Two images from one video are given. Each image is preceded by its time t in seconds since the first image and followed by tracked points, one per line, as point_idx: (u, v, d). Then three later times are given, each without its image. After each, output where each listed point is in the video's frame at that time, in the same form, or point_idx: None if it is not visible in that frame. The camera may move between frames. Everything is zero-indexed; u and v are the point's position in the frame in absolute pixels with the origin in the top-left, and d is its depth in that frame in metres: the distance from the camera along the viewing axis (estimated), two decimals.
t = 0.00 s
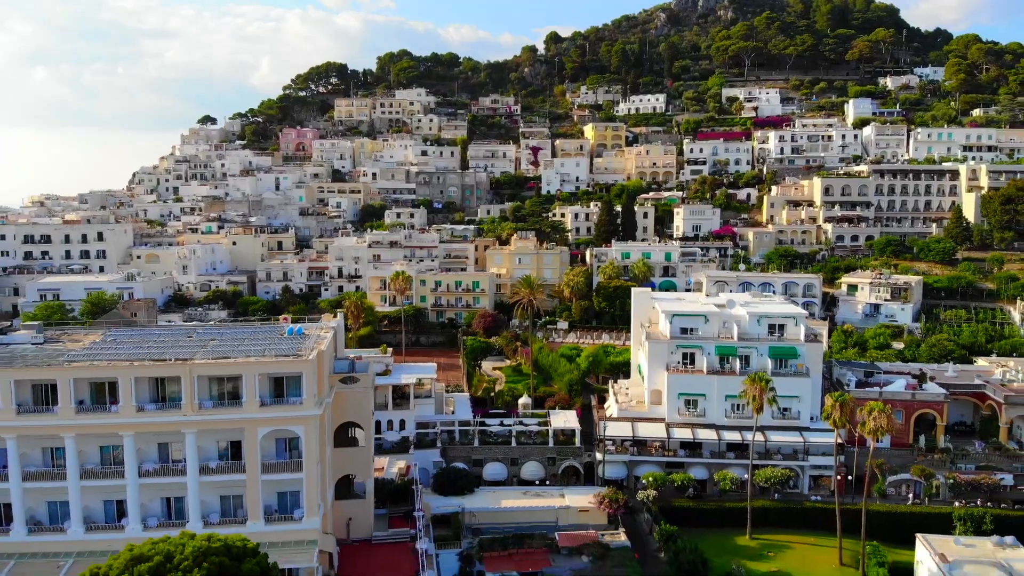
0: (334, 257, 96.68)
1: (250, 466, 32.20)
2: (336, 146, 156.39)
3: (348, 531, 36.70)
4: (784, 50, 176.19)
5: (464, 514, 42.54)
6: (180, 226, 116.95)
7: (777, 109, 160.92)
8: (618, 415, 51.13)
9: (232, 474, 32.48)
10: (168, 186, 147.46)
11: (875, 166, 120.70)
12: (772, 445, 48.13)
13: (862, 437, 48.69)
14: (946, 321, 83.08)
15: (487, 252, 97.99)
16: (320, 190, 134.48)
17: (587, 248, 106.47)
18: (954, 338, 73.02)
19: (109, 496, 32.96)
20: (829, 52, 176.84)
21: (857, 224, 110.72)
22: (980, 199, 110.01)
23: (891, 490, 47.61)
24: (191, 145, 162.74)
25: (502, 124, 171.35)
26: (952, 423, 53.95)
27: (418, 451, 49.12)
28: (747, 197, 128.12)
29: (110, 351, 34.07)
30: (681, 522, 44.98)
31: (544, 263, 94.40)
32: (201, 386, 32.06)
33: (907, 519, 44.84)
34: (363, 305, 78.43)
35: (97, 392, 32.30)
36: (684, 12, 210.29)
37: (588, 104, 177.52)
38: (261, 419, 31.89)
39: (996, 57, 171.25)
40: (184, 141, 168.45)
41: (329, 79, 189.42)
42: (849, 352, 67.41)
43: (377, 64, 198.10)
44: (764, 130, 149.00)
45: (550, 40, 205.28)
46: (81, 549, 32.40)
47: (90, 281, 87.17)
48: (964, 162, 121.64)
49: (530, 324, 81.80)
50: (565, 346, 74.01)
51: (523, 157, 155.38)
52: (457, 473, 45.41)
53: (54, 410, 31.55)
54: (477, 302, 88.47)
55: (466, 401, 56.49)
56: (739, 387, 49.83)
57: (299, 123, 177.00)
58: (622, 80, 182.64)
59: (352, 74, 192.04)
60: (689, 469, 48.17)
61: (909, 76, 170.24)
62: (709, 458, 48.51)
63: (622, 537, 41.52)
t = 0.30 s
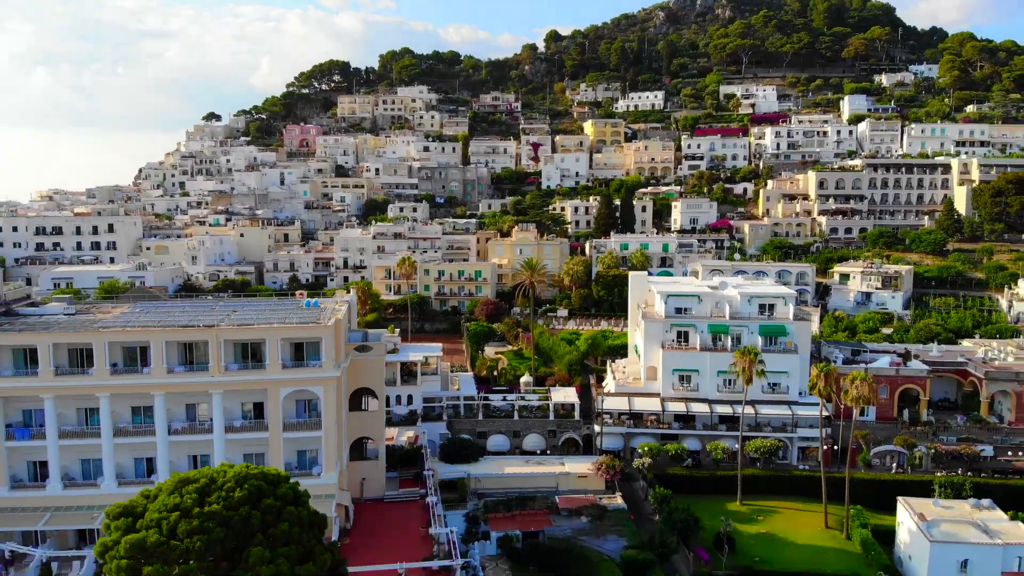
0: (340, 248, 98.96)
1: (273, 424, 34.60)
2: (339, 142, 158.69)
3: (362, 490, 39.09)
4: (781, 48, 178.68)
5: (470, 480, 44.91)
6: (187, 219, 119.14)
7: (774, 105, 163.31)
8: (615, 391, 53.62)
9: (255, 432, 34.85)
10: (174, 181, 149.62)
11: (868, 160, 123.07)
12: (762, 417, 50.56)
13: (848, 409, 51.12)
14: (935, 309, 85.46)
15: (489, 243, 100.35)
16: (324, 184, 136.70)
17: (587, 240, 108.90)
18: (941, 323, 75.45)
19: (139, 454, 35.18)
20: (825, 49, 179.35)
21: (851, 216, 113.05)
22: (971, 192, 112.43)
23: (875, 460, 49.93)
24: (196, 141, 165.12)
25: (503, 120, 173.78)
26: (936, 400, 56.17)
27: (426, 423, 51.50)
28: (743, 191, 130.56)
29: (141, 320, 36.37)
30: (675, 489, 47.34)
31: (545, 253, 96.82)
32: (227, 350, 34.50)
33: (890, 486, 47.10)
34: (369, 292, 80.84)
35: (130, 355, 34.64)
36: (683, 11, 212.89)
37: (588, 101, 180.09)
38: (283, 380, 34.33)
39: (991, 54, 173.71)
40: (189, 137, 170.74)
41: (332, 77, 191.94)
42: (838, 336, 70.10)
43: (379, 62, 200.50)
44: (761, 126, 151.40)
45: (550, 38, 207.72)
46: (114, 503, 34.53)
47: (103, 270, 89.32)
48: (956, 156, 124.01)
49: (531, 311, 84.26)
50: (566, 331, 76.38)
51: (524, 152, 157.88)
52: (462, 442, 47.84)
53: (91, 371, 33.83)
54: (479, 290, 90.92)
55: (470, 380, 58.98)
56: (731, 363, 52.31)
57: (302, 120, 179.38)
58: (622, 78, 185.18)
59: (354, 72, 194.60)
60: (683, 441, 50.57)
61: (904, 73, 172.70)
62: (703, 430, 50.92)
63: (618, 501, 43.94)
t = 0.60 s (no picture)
0: (345, 240, 101.30)
1: (293, 388, 37.11)
2: (343, 138, 160.99)
3: (375, 454, 41.57)
4: (778, 46, 181.22)
5: (475, 449, 47.35)
6: (195, 213, 121.52)
7: (771, 102, 165.76)
8: (613, 369, 56.17)
9: (275, 396, 37.32)
10: (180, 177, 151.96)
11: (862, 154, 125.55)
12: (753, 393, 53.10)
13: (834, 384, 53.64)
14: (925, 297, 87.93)
15: (491, 235, 102.84)
16: (328, 180, 139.05)
17: (587, 232, 111.29)
18: (929, 309, 77.92)
19: (167, 417, 37.45)
20: (822, 47, 181.77)
21: (845, 209, 115.55)
22: (963, 186, 114.92)
23: (861, 433, 52.08)
24: (202, 138, 167.52)
25: (504, 117, 176.32)
26: (920, 378, 58.51)
27: (432, 398, 53.89)
28: (740, 185, 133.05)
29: (167, 292, 38.77)
30: (670, 460, 49.77)
31: (545, 244, 99.36)
32: (250, 319, 36.98)
33: (874, 456, 49.34)
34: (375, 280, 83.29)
35: (159, 323, 37.00)
36: (681, 10, 215.48)
37: (587, 99, 182.66)
38: (303, 347, 36.91)
39: (985, 51, 176.25)
40: (195, 134, 173.17)
41: (334, 74, 194.49)
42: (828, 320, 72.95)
43: (382, 60, 203.04)
44: (758, 123, 153.94)
45: (550, 37, 210.26)
46: (143, 462, 36.84)
47: (115, 260, 91.62)
48: (949, 151, 126.51)
49: (532, 299, 86.79)
50: (566, 317, 78.86)
51: (524, 148, 160.44)
52: (468, 415, 50.40)
53: (122, 338, 36.20)
54: (482, 280, 93.48)
55: (474, 360, 61.53)
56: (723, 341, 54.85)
57: (306, 117, 181.91)
58: (621, 75, 187.93)
59: (357, 70, 197.21)
60: (677, 415, 53.08)
61: (899, 70, 175.20)
62: (696, 405, 53.45)
63: (615, 468, 46.47)
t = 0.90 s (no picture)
0: (350, 232, 103.64)
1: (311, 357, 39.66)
2: (346, 135, 163.30)
3: (386, 422, 44.02)
4: (775, 44, 183.71)
5: (479, 421, 49.78)
6: (201, 207, 123.81)
7: (768, 99, 168.25)
8: (610, 349, 58.66)
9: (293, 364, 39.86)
10: (186, 173, 154.22)
11: (856, 149, 128.00)
12: (744, 370, 55.68)
13: (824, 361, 55.97)
14: (915, 286, 90.31)
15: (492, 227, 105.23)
16: (332, 175, 141.39)
17: (586, 225, 113.62)
18: (918, 297, 80.42)
19: (190, 384, 39.83)
20: (818, 45, 184.22)
21: (839, 203, 117.98)
22: (954, 179, 117.37)
23: (848, 409, 54.54)
24: (206, 135, 169.79)
25: (505, 114, 178.83)
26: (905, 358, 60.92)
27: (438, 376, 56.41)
28: (737, 180, 135.57)
29: (190, 267, 41.24)
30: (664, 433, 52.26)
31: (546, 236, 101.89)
32: (270, 292, 39.50)
33: (860, 429, 51.64)
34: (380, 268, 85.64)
35: (184, 296, 39.42)
36: (680, 9, 218.00)
37: (587, 96, 185.10)
38: (320, 318, 39.51)
39: (979, 49, 178.78)
40: (200, 131, 175.49)
41: (337, 72, 196.89)
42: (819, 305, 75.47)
43: (383, 58, 205.42)
44: (754, 119, 156.37)
45: (550, 35, 212.65)
46: (169, 426, 39.19)
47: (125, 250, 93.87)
48: (941, 145, 128.99)
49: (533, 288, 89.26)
50: (565, 304, 81.38)
51: (525, 145, 162.97)
52: (473, 390, 52.87)
53: (150, 310, 38.66)
54: (484, 270, 95.98)
55: (477, 342, 64.09)
56: (716, 321, 57.36)
57: (309, 114, 184.31)
58: (620, 73, 190.48)
59: (359, 68, 199.65)
60: (671, 391, 55.63)
61: (894, 68, 177.64)
62: (690, 382, 56.02)
63: (613, 439, 48.91)
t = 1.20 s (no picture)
0: (355, 224, 106.10)
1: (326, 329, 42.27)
2: (349, 131, 165.66)
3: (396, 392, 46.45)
4: (772, 42, 186.32)
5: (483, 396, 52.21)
6: (208, 200, 126.25)
7: (764, 96, 170.74)
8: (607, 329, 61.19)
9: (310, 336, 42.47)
10: (191, 168, 156.57)
11: (850, 144, 130.47)
12: (735, 349, 58.29)
13: (813, 341, 58.42)
14: (906, 275, 92.76)
15: (494, 220, 107.63)
16: (336, 171, 143.85)
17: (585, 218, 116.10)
18: (907, 285, 82.95)
19: (213, 355, 42.31)
20: (814, 43, 186.81)
21: (833, 196, 120.52)
22: (946, 173, 119.82)
23: (836, 386, 57.04)
24: (211, 132, 172.23)
25: (505, 111, 181.42)
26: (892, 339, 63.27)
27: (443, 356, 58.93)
28: (733, 175, 138.12)
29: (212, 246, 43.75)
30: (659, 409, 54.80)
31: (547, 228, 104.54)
32: (288, 268, 42.10)
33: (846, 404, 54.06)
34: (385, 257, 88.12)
35: (207, 272, 41.92)
36: (678, 8, 220.50)
37: (586, 93, 187.60)
38: (335, 292, 42.12)
39: (973, 47, 181.29)
40: (205, 127, 177.89)
41: (340, 70, 199.50)
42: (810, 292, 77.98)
43: (385, 56, 207.87)
44: (751, 116, 158.88)
45: (550, 33, 215.00)
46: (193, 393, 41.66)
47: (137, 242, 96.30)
48: (934, 140, 131.48)
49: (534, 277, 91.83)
50: (565, 291, 83.92)
51: (525, 141, 165.52)
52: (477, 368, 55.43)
53: (175, 284, 41.15)
54: (486, 261, 98.62)
55: (481, 325, 66.62)
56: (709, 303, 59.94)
57: (312, 111, 186.82)
58: (619, 70, 193.09)
59: (361, 66, 202.20)
60: (667, 369, 58.18)
61: (889, 65, 180.12)
62: (684, 361, 58.67)
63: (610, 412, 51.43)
